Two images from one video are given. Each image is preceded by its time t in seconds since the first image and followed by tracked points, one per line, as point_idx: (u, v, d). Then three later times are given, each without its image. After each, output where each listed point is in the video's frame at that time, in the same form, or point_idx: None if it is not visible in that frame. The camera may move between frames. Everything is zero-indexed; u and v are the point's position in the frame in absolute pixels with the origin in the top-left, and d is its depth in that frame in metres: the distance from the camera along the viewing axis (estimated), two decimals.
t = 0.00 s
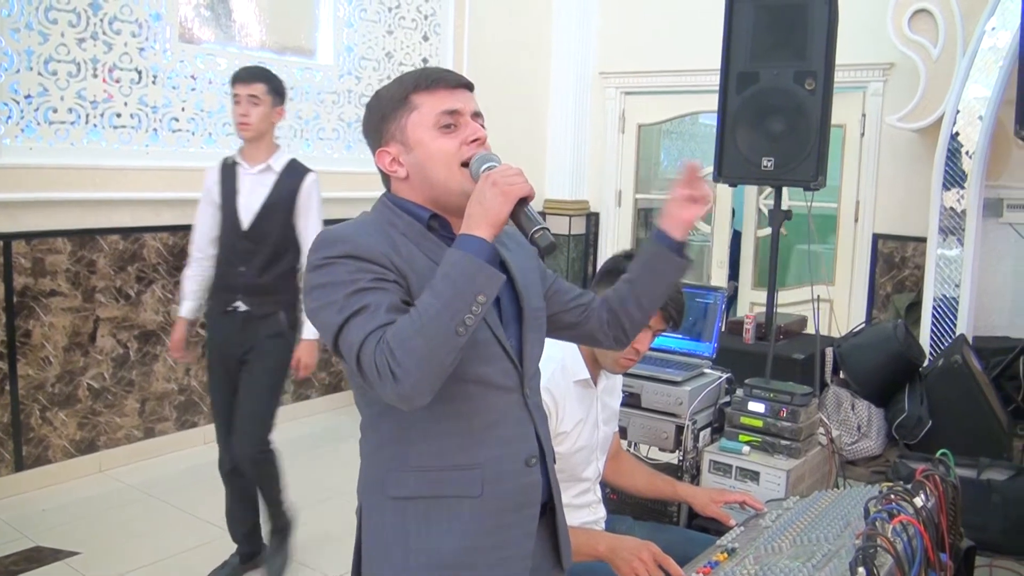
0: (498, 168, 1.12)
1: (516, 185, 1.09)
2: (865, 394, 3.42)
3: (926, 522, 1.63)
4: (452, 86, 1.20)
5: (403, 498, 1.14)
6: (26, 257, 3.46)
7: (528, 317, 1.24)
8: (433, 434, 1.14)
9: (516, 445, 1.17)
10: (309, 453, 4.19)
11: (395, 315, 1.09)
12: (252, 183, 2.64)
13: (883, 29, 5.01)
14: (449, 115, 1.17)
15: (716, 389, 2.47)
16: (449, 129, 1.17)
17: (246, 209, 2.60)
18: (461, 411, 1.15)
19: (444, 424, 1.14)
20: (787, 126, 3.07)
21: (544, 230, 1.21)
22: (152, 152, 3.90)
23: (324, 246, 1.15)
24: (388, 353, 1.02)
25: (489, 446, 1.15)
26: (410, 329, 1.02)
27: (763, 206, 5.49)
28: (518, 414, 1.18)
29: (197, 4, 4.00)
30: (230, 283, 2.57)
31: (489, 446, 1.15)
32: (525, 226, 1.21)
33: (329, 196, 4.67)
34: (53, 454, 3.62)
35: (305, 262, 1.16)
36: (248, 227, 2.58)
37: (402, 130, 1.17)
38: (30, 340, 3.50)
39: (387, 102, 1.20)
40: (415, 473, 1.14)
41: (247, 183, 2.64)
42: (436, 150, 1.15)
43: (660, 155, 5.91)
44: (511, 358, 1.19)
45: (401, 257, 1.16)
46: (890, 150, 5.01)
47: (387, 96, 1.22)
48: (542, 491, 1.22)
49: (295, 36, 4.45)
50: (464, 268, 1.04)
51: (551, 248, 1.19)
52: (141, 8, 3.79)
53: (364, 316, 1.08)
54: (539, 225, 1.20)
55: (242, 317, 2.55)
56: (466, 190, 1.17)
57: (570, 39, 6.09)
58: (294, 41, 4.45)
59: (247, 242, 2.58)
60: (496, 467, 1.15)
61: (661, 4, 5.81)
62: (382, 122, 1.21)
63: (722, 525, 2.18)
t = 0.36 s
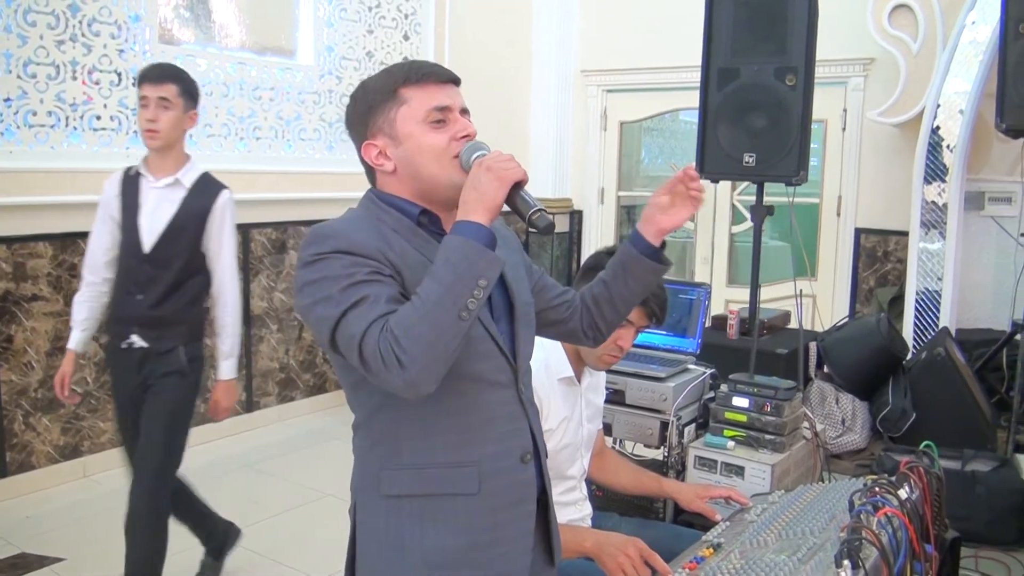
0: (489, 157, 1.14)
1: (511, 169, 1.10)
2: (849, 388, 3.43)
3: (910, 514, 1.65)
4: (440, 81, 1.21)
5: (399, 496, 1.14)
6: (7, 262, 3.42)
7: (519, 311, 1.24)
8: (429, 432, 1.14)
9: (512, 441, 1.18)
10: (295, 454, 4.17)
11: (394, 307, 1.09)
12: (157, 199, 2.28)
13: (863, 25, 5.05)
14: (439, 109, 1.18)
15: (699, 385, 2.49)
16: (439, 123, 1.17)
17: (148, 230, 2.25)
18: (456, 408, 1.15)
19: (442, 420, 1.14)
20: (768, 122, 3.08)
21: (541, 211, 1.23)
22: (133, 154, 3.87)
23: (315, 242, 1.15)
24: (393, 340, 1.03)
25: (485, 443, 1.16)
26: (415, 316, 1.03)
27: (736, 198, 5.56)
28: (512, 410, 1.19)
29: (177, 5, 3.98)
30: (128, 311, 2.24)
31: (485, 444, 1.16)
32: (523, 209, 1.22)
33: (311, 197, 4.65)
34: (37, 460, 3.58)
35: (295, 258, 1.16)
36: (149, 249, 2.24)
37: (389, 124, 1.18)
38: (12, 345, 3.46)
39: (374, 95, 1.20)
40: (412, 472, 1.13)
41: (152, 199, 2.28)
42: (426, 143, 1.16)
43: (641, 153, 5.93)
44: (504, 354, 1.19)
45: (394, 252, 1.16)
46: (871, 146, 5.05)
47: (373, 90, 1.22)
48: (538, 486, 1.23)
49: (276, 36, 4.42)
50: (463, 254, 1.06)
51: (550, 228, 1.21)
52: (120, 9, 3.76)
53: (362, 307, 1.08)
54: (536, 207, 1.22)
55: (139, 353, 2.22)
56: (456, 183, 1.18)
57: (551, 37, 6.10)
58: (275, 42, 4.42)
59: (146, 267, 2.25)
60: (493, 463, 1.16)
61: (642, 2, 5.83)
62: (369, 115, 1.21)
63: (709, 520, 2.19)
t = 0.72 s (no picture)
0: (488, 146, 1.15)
1: (513, 158, 1.12)
2: (840, 389, 3.44)
3: (900, 515, 1.65)
4: (432, 73, 1.21)
5: (404, 492, 1.15)
6: None
7: (517, 303, 1.26)
8: (435, 425, 1.15)
9: (516, 434, 1.20)
10: (284, 455, 4.15)
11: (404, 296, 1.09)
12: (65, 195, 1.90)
13: (851, 27, 5.07)
14: (433, 101, 1.18)
15: (689, 386, 2.49)
16: (434, 114, 1.18)
17: (56, 232, 1.88)
18: (461, 402, 1.16)
19: (448, 413, 1.16)
20: (757, 123, 3.09)
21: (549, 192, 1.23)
22: (121, 152, 3.84)
23: (315, 237, 1.14)
24: (408, 327, 1.02)
25: (490, 436, 1.17)
26: (429, 303, 1.03)
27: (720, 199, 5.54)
28: (515, 404, 1.21)
29: (165, 3, 3.94)
30: (40, 329, 1.87)
31: (490, 437, 1.17)
32: (530, 192, 1.23)
33: (299, 196, 4.63)
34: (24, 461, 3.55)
35: (295, 254, 1.15)
36: (63, 254, 1.87)
37: (384, 116, 1.18)
38: None
39: (365, 89, 1.21)
40: (418, 467, 1.14)
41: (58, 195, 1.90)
42: (423, 134, 1.16)
43: (630, 153, 5.93)
44: (505, 347, 1.21)
45: (398, 246, 1.16)
46: (860, 148, 5.07)
47: (363, 83, 1.22)
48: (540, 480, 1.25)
49: (265, 35, 4.40)
50: (474, 242, 1.06)
51: (561, 209, 1.21)
52: (108, 6, 3.73)
53: (372, 297, 1.07)
54: (543, 189, 1.22)
55: (57, 375, 1.86)
56: (454, 174, 1.18)
57: (540, 37, 6.09)
58: (263, 40, 4.40)
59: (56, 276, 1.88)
60: (498, 457, 1.17)
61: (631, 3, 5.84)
62: (361, 109, 1.21)
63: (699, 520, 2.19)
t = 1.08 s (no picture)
0: (506, 167, 1.15)
1: (531, 179, 1.12)
2: (837, 394, 3.48)
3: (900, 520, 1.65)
4: (456, 91, 1.21)
5: (405, 510, 1.15)
6: None
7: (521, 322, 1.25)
8: (435, 447, 1.16)
9: (517, 455, 1.20)
10: (281, 456, 4.15)
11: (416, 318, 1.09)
12: None
13: (851, 31, 5.07)
14: (456, 120, 1.19)
15: (689, 390, 2.49)
16: (455, 133, 1.18)
17: None
18: (466, 423, 1.17)
19: (451, 435, 1.16)
20: (757, 128, 3.09)
21: (567, 213, 1.24)
22: (120, 153, 3.84)
23: (327, 249, 1.14)
24: (420, 353, 1.02)
25: (493, 456, 1.18)
26: (443, 329, 1.03)
27: (721, 203, 5.56)
28: (517, 425, 1.22)
29: (165, 3, 3.94)
30: None
31: (493, 458, 1.18)
32: (550, 215, 1.23)
33: (298, 197, 4.63)
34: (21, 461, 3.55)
35: (304, 265, 1.15)
36: None
37: (405, 131, 1.18)
38: None
39: (389, 101, 1.21)
40: (420, 484, 1.15)
41: None
42: (443, 152, 1.16)
43: (628, 156, 5.94)
44: (510, 367, 1.21)
45: (410, 263, 1.16)
46: (859, 152, 5.08)
47: (387, 95, 1.22)
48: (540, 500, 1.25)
49: (264, 35, 4.40)
50: (490, 266, 1.06)
51: (580, 231, 1.22)
52: (107, 6, 3.73)
53: (384, 318, 1.07)
54: (564, 210, 1.23)
55: None
56: (469, 194, 1.18)
57: (539, 39, 6.09)
58: (262, 41, 4.40)
59: None
60: (499, 477, 1.18)
61: (630, 6, 5.84)
62: (382, 121, 1.21)
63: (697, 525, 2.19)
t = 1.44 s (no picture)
0: (513, 160, 1.17)
1: (542, 174, 1.14)
2: (839, 399, 3.47)
3: (902, 526, 1.65)
4: (456, 84, 1.22)
5: (418, 504, 1.16)
6: None
7: (530, 316, 1.26)
8: (444, 440, 1.16)
9: (526, 448, 1.21)
10: (282, 460, 4.15)
11: (423, 310, 1.09)
12: None
13: (853, 37, 5.08)
14: (458, 113, 1.19)
15: (691, 394, 2.49)
16: (457, 127, 1.19)
17: None
18: (475, 417, 1.17)
19: (460, 428, 1.16)
20: (759, 132, 3.10)
21: (579, 210, 1.27)
22: (123, 156, 3.84)
23: (334, 244, 1.14)
24: (429, 343, 1.03)
25: (502, 450, 1.19)
26: (452, 320, 1.03)
27: (726, 208, 5.55)
28: (525, 417, 1.22)
29: (168, 7, 3.96)
30: None
31: (501, 451, 1.18)
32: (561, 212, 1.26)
33: (301, 201, 4.64)
34: (23, 463, 3.56)
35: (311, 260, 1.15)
36: None
37: (407, 126, 1.18)
38: None
39: (390, 97, 1.21)
40: (430, 478, 1.15)
41: None
42: (447, 146, 1.17)
43: (631, 160, 5.94)
44: (518, 359, 1.22)
45: (416, 256, 1.17)
46: (860, 157, 5.08)
47: (387, 91, 1.22)
48: (549, 496, 1.26)
49: (267, 39, 4.41)
50: (499, 258, 1.07)
51: (591, 227, 1.24)
52: (111, 10, 3.74)
53: (392, 310, 1.07)
54: (574, 207, 1.26)
55: None
56: (474, 188, 1.19)
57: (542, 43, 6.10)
58: (265, 45, 4.41)
59: None
60: (508, 471, 1.19)
61: (631, 12, 5.86)
62: (383, 117, 1.21)
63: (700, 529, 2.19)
